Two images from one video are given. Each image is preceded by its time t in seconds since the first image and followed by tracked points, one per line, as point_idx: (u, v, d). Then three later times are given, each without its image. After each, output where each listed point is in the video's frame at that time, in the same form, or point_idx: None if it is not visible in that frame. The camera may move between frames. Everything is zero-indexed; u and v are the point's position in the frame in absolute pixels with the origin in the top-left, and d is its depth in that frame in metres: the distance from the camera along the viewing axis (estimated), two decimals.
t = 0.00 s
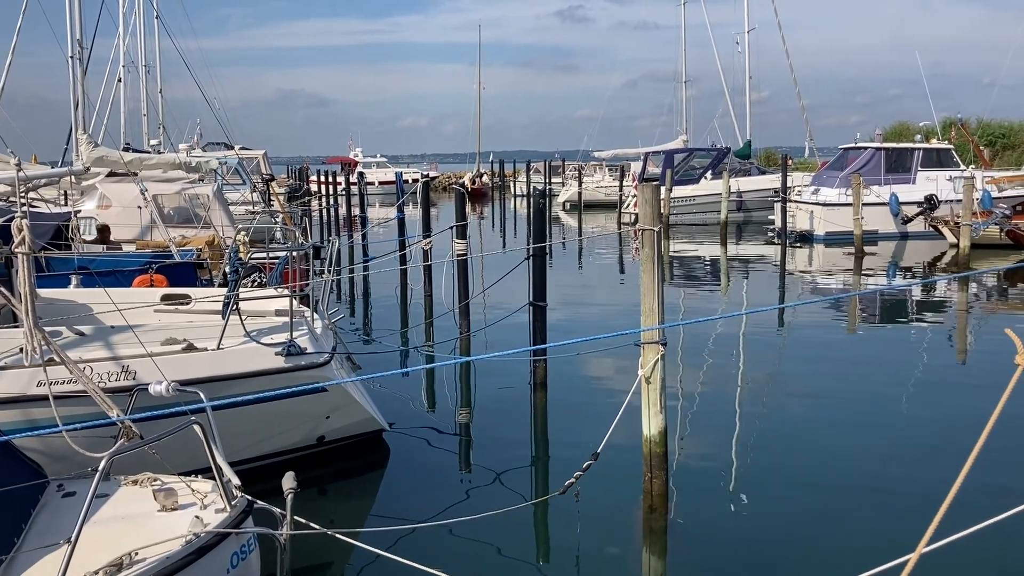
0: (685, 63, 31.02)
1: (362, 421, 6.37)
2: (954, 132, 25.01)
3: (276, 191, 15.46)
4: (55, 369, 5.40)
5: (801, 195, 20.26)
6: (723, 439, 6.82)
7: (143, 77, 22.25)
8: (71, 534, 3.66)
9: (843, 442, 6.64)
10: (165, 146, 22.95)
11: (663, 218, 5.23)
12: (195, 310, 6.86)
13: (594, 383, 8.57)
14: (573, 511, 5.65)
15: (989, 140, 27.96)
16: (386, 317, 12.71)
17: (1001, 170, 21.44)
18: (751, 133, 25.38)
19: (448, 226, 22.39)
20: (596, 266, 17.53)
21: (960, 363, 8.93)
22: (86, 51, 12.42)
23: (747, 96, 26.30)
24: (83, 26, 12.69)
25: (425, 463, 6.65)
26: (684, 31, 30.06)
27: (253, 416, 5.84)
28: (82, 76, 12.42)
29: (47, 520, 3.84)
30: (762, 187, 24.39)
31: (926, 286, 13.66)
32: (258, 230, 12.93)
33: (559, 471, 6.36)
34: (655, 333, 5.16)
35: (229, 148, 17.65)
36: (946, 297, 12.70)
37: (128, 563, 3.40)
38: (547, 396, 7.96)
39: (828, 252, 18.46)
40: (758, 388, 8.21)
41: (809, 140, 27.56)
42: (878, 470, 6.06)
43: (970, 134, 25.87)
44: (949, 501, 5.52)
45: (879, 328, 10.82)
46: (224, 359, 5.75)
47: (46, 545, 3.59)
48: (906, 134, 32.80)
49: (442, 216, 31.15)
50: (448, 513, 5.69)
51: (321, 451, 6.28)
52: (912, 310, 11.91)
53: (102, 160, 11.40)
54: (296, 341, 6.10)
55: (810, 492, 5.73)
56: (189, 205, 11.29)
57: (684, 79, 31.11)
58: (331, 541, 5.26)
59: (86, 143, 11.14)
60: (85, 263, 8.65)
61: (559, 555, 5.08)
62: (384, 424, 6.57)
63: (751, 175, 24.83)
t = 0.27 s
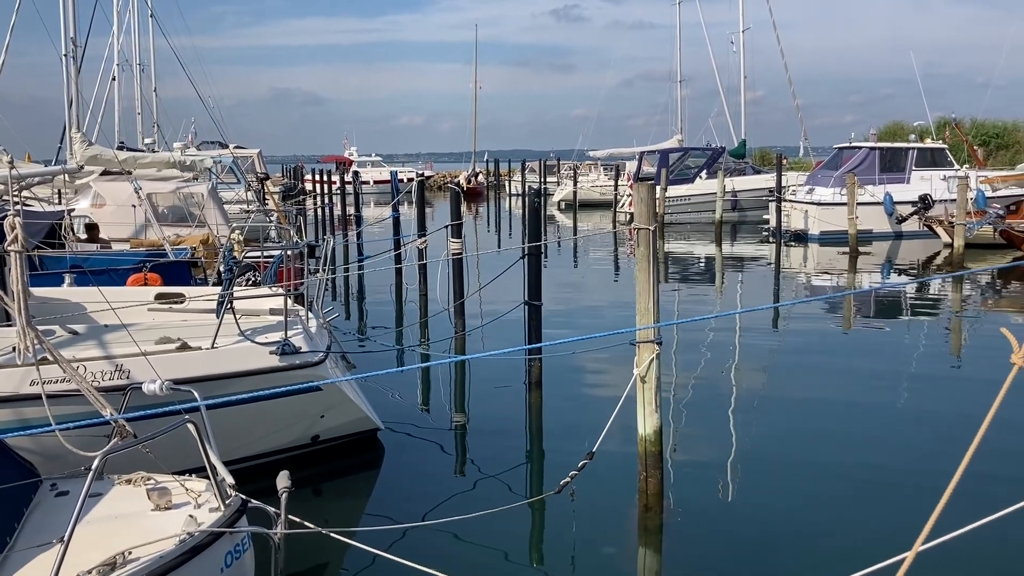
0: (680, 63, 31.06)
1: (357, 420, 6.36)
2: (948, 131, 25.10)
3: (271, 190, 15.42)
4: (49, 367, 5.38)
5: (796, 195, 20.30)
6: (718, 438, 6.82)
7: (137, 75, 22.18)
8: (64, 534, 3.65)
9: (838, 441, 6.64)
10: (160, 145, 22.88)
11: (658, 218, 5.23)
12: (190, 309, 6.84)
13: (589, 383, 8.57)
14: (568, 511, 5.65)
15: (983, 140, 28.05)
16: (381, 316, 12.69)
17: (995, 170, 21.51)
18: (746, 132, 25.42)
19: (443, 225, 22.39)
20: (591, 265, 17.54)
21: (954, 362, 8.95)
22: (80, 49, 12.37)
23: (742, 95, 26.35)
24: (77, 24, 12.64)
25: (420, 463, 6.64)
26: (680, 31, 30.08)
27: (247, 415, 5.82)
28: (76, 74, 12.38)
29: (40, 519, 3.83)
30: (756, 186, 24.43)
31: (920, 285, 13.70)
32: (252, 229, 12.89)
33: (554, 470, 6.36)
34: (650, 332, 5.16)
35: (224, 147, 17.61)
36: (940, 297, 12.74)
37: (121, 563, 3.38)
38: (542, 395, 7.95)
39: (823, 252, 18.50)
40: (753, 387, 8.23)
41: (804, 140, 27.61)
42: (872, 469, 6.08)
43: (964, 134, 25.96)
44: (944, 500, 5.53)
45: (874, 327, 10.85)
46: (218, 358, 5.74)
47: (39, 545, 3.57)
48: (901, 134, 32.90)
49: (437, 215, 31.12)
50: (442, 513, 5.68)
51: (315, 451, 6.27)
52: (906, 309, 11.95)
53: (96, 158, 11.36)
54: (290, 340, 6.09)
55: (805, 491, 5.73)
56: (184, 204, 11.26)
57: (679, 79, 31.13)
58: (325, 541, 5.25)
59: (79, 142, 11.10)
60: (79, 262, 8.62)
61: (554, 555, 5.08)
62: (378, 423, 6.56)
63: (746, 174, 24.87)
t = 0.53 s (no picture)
0: (675, 62, 31.06)
1: (351, 418, 6.34)
2: (943, 130, 25.17)
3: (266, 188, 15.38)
4: (41, 366, 5.35)
5: (791, 193, 20.32)
6: (713, 436, 6.83)
7: (132, 73, 22.11)
8: (55, 532, 3.62)
9: (833, 440, 6.64)
10: (154, 143, 22.80)
11: (653, 216, 5.23)
12: (183, 307, 6.81)
13: (584, 381, 8.57)
14: (563, 509, 5.64)
15: (977, 139, 28.13)
16: (376, 314, 12.67)
17: (989, 169, 21.58)
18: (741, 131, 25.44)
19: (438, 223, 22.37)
20: (587, 263, 17.54)
21: (948, 360, 8.97)
22: (73, 46, 12.32)
23: (737, 94, 26.38)
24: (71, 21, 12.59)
25: (415, 461, 6.63)
26: (674, 29, 30.07)
27: (241, 414, 5.80)
28: (69, 72, 12.32)
29: (32, 517, 3.80)
30: (751, 185, 24.46)
31: (915, 284, 13.73)
32: (247, 227, 12.85)
33: (549, 468, 6.35)
34: (646, 330, 5.15)
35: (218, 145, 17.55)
36: (935, 295, 12.77)
37: (113, 562, 3.36)
38: (537, 393, 7.94)
39: (818, 250, 18.53)
40: (748, 385, 8.24)
41: (799, 139, 27.65)
42: (868, 467, 6.08)
43: (958, 133, 26.04)
44: (941, 498, 5.53)
45: (868, 325, 10.87)
46: (212, 357, 5.71)
47: (31, 544, 3.55)
48: (895, 133, 32.99)
49: (432, 214, 31.09)
50: (437, 512, 5.66)
51: (310, 449, 6.24)
52: (901, 307, 11.97)
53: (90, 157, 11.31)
54: (284, 339, 6.06)
55: (800, 490, 5.73)
56: (178, 202, 11.22)
57: (675, 78, 31.15)
58: (320, 539, 5.23)
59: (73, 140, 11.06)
60: (72, 261, 8.59)
61: (549, 553, 5.07)
62: (373, 422, 6.54)
63: (741, 173, 24.90)
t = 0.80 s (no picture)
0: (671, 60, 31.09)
1: (345, 416, 6.32)
2: (938, 128, 25.20)
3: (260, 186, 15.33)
4: (33, 364, 5.32)
5: (785, 191, 20.34)
6: (708, 434, 6.82)
7: (126, 71, 22.04)
8: (47, 531, 3.60)
9: (828, 438, 6.65)
10: (148, 141, 22.73)
11: (649, 214, 5.22)
12: (177, 305, 6.78)
13: (579, 379, 8.56)
14: (558, 507, 5.63)
15: (972, 138, 28.20)
16: (371, 312, 12.65)
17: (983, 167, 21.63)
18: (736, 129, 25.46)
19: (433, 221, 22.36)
20: (582, 261, 17.54)
21: (943, 358, 8.99)
22: (66, 44, 12.26)
23: (732, 92, 26.39)
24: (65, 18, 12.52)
25: (409, 459, 6.61)
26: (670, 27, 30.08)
27: (234, 412, 5.78)
28: (63, 69, 12.26)
29: (24, 516, 3.77)
30: (747, 183, 24.49)
31: (909, 282, 13.75)
32: (241, 225, 12.81)
33: (544, 466, 6.34)
34: (640, 327, 5.15)
35: (212, 143, 17.50)
36: (930, 293, 12.80)
37: (105, 561, 3.33)
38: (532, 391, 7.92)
39: (812, 248, 18.55)
40: (743, 383, 8.24)
41: (794, 137, 27.70)
42: (862, 465, 6.09)
43: (953, 132, 26.09)
44: (936, 496, 5.53)
45: (863, 323, 10.88)
46: (205, 354, 5.69)
47: (22, 543, 3.52)
48: (890, 131, 33.06)
49: (427, 212, 31.05)
50: (432, 509, 5.65)
51: (304, 447, 6.22)
52: (895, 305, 12.00)
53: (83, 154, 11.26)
54: (278, 336, 6.04)
55: (794, 487, 5.74)
56: (172, 199, 11.17)
57: (670, 76, 31.16)
58: (314, 537, 5.21)
59: (66, 137, 11.01)
60: (65, 258, 8.55)
61: (543, 551, 5.06)
62: (367, 420, 6.52)
63: (736, 171, 24.93)
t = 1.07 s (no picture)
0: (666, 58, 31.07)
1: (340, 414, 6.29)
2: (933, 126, 25.23)
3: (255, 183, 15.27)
4: (25, 362, 5.28)
5: (781, 189, 20.35)
6: (703, 432, 6.81)
7: (120, 69, 21.95)
8: (38, 530, 3.57)
9: (824, 436, 6.63)
10: (142, 139, 22.66)
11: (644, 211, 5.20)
12: (170, 303, 6.74)
13: (575, 377, 8.54)
14: (553, 505, 5.62)
15: (966, 135, 28.26)
16: (366, 310, 12.62)
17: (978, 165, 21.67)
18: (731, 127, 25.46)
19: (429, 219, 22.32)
20: (577, 259, 17.52)
21: (938, 356, 8.99)
22: (60, 41, 12.19)
23: (727, 90, 26.39)
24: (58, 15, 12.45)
25: (404, 457, 6.59)
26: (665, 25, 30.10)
27: (228, 410, 5.75)
28: (56, 67, 12.19)
29: (15, 515, 3.74)
30: (742, 181, 24.49)
31: (904, 280, 13.77)
32: (236, 223, 12.76)
33: (539, 464, 6.33)
34: (636, 325, 5.12)
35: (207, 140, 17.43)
36: (925, 291, 12.81)
37: (97, 560, 3.31)
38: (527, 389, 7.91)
39: (808, 246, 18.56)
40: (738, 381, 8.23)
41: (789, 135, 27.72)
42: (858, 462, 6.08)
43: (948, 130, 26.13)
44: (932, 494, 5.53)
45: (858, 320, 10.89)
46: (199, 352, 5.66)
47: (12, 542, 3.50)
48: (885, 129, 33.10)
49: (423, 210, 31.02)
50: (427, 508, 5.63)
51: (298, 445, 6.20)
52: (891, 302, 12.01)
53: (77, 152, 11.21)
54: (272, 334, 6.01)
55: (789, 485, 5.73)
56: (166, 197, 11.12)
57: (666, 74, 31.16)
58: (308, 536, 5.19)
59: (60, 135, 10.95)
60: (58, 256, 8.50)
61: (538, 549, 5.05)
62: (362, 418, 6.49)
63: (732, 169, 24.93)
